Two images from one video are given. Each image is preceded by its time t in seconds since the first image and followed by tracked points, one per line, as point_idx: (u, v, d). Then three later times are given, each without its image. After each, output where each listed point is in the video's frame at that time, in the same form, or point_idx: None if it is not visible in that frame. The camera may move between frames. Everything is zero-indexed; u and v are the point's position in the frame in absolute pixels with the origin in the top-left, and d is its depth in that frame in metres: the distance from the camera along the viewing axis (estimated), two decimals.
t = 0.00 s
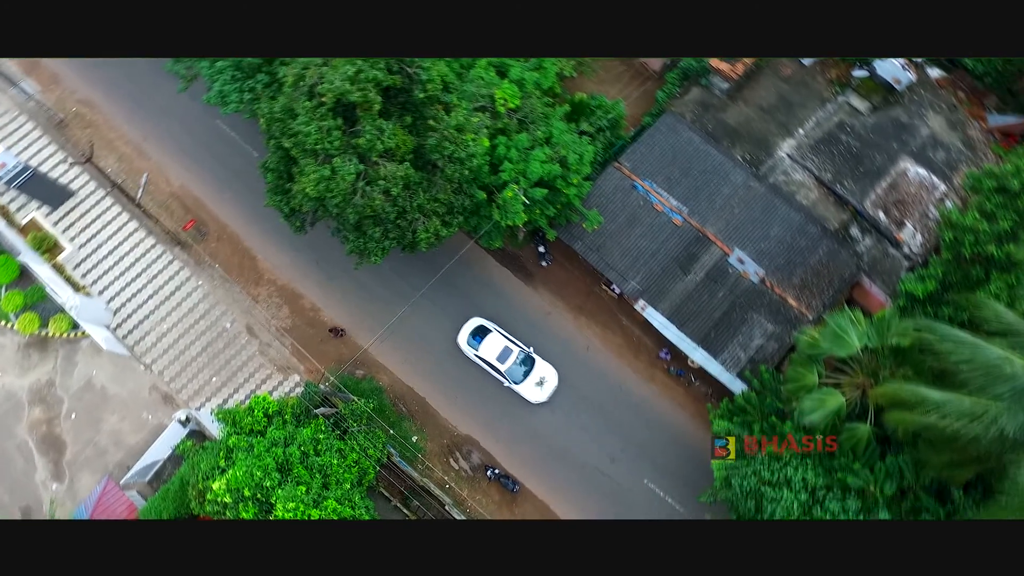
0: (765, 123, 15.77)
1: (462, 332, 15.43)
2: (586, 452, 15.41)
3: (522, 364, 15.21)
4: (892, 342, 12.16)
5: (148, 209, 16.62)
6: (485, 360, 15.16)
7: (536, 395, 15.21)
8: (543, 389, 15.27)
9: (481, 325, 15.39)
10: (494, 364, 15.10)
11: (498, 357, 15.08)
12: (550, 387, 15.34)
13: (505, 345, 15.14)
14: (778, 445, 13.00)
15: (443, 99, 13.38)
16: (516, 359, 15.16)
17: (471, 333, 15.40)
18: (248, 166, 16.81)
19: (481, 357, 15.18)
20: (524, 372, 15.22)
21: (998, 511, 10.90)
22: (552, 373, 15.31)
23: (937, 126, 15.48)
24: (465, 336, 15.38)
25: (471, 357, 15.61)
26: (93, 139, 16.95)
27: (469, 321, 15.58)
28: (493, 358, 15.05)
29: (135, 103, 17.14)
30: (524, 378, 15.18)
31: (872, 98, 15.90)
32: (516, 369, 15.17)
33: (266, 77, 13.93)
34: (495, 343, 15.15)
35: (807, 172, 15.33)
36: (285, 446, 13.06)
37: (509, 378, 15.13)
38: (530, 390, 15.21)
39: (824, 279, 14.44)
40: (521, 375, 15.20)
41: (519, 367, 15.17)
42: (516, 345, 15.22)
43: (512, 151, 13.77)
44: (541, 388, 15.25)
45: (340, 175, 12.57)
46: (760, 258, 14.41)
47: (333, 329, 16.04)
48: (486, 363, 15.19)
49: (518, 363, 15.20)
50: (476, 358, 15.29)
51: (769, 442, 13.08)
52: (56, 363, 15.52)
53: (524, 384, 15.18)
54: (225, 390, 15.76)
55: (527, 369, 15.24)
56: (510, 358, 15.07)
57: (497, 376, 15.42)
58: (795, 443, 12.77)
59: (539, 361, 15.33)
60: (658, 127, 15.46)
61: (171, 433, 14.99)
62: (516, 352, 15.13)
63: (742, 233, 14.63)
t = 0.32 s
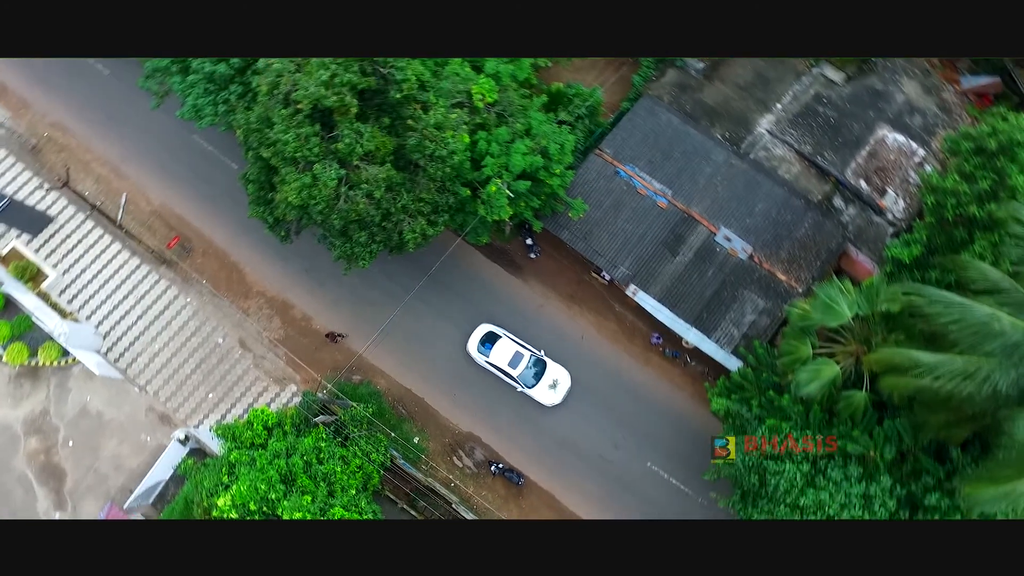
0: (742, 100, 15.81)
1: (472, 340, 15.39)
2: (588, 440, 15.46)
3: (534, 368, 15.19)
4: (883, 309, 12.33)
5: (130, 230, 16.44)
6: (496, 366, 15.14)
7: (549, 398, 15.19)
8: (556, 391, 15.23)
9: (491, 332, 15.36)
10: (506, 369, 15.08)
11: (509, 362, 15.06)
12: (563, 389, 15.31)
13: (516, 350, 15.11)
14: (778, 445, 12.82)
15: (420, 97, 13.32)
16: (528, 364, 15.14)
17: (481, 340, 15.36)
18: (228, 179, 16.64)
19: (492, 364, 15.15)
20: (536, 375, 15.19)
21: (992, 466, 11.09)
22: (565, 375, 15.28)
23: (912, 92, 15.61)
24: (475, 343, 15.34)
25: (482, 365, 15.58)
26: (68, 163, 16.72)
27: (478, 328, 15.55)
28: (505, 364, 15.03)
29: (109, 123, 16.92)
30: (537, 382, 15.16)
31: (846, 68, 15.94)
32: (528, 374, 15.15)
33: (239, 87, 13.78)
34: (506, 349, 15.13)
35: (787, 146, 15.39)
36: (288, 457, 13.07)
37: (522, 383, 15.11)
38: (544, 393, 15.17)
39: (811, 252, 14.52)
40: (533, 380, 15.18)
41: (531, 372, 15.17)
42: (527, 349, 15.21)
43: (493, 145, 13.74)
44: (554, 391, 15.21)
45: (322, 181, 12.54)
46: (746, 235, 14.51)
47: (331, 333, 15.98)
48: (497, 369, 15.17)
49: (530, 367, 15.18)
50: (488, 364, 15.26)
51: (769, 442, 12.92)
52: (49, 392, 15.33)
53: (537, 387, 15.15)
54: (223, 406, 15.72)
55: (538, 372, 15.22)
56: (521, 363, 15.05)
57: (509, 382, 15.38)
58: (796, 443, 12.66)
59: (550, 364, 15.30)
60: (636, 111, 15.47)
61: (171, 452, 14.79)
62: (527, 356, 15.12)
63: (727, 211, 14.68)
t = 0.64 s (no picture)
0: (714, 79, 15.86)
1: (483, 348, 15.38)
2: (590, 428, 15.49)
3: (548, 372, 15.22)
4: (869, 274, 12.47)
5: (112, 260, 16.24)
6: (510, 373, 15.15)
7: (566, 400, 15.26)
8: (572, 393, 15.29)
9: (501, 339, 15.34)
10: (520, 375, 15.09)
11: (523, 368, 15.08)
12: (579, 390, 15.36)
13: (529, 355, 15.13)
14: (778, 445, 12.92)
15: (393, 102, 13.29)
16: (541, 368, 15.16)
17: (492, 348, 15.33)
18: (206, 199, 16.45)
19: (506, 371, 15.16)
20: (550, 378, 15.22)
21: (988, 418, 11.31)
22: (579, 375, 15.32)
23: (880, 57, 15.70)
24: (487, 352, 15.34)
25: (495, 372, 15.56)
26: (43, 198, 16.48)
27: (488, 336, 15.52)
28: (519, 370, 15.05)
29: (80, 154, 16.67)
30: (552, 385, 15.20)
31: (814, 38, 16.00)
32: (542, 377, 15.18)
33: (211, 106, 13.70)
34: (518, 355, 15.14)
35: (762, 120, 15.48)
36: (293, 473, 13.10)
37: (537, 387, 15.15)
38: (559, 396, 15.24)
39: (794, 224, 14.57)
40: (548, 383, 15.21)
41: (546, 376, 15.19)
42: (539, 354, 15.21)
43: (470, 144, 13.72)
44: (570, 392, 15.27)
45: (302, 194, 12.63)
46: (729, 212, 14.53)
47: (327, 344, 15.90)
48: (511, 375, 15.19)
49: (543, 372, 15.21)
50: (501, 372, 15.27)
51: (769, 442, 12.99)
52: (44, 431, 14.99)
53: (552, 391, 15.19)
54: (222, 429, 15.63)
55: (553, 375, 15.25)
56: (535, 368, 15.08)
57: (523, 387, 15.41)
58: (796, 442, 12.76)
59: (564, 366, 15.33)
60: (610, 98, 15.48)
61: (174, 481, 14.73)
62: (540, 360, 15.13)
63: (708, 190, 14.72)
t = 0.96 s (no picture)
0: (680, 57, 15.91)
1: (495, 355, 15.31)
2: (591, 417, 15.50)
3: (563, 372, 15.21)
4: (850, 235, 12.60)
5: (93, 299, 16.02)
6: (524, 377, 15.13)
7: (583, 399, 15.20)
8: (588, 391, 15.23)
9: (513, 344, 15.32)
10: (535, 378, 15.08)
11: (537, 371, 15.08)
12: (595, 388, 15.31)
13: (542, 358, 15.13)
14: (778, 445, 13.08)
15: (361, 112, 13.26)
16: (556, 369, 15.16)
17: (504, 354, 15.30)
18: (182, 229, 16.19)
19: (520, 375, 15.14)
20: (565, 378, 15.21)
21: (978, 363, 11.52)
22: (594, 373, 15.28)
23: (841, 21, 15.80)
24: (499, 358, 15.28)
25: (509, 378, 15.51)
26: (16, 244, 16.21)
27: (499, 342, 15.48)
28: (533, 373, 15.05)
29: (49, 196, 16.38)
30: (567, 385, 15.17)
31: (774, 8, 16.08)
32: (557, 378, 15.18)
33: (177, 134, 13.56)
34: (532, 358, 15.14)
35: (730, 94, 15.56)
36: (299, 493, 13.16)
37: (553, 389, 15.13)
38: (576, 395, 15.18)
39: (772, 193, 14.59)
40: (562, 384, 15.20)
41: (561, 376, 15.19)
42: (552, 355, 15.21)
43: (442, 146, 13.68)
44: (586, 391, 15.21)
45: (279, 214, 12.56)
46: (706, 188, 14.59)
47: (322, 359, 15.78)
48: (526, 379, 15.16)
49: (558, 373, 15.21)
50: (515, 377, 15.23)
51: (770, 443, 13.20)
52: (43, 479, 15.08)
53: (568, 391, 15.16)
54: (223, 457, 15.46)
55: (568, 376, 15.22)
56: (550, 370, 15.07)
57: (539, 391, 15.37)
58: (795, 443, 12.80)
59: (578, 365, 15.30)
60: (578, 86, 15.44)
61: (180, 514, 14.62)
62: (553, 361, 15.13)
63: (684, 168, 14.72)
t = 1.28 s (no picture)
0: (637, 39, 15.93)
1: (510, 361, 15.30)
2: (592, 405, 15.48)
3: (580, 370, 15.22)
4: (825, 195, 12.75)
5: (77, 350, 15.76)
6: (541, 379, 15.14)
7: (602, 394, 15.19)
8: (606, 386, 15.22)
9: (526, 348, 15.32)
10: (551, 379, 15.08)
11: (553, 372, 15.09)
12: (612, 383, 15.30)
13: (557, 358, 15.15)
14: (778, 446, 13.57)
15: (326, 128, 13.21)
16: (571, 368, 15.17)
17: (519, 359, 15.31)
18: (159, 268, 15.94)
19: (537, 378, 15.14)
20: (582, 375, 15.22)
21: (963, 306, 11.69)
22: (610, 367, 15.29)
23: None
24: (514, 363, 15.28)
25: (525, 383, 15.49)
26: None
27: (512, 348, 15.48)
28: (549, 374, 15.05)
29: (18, 251, 16.06)
30: (585, 382, 15.17)
31: None
32: (574, 377, 15.19)
33: (142, 172, 13.37)
34: (547, 359, 15.15)
35: (690, 70, 15.60)
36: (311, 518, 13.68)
37: (571, 387, 15.13)
38: (594, 391, 15.19)
39: (743, 162, 14.66)
40: (580, 382, 15.19)
41: (578, 374, 15.21)
42: (567, 354, 15.23)
43: (411, 153, 13.63)
44: (603, 386, 15.21)
45: (255, 240, 12.47)
46: (678, 165, 14.62)
47: (321, 378, 15.68)
48: (543, 381, 15.16)
49: (574, 371, 15.22)
50: (532, 380, 15.23)
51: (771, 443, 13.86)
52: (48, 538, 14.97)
53: (586, 388, 15.17)
54: (229, 492, 15.28)
55: (584, 373, 15.23)
56: (566, 369, 15.08)
57: (557, 391, 15.36)
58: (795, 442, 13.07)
59: (593, 361, 15.31)
60: (540, 79, 15.36)
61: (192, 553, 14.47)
62: (568, 360, 15.15)
63: (654, 148, 14.73)
